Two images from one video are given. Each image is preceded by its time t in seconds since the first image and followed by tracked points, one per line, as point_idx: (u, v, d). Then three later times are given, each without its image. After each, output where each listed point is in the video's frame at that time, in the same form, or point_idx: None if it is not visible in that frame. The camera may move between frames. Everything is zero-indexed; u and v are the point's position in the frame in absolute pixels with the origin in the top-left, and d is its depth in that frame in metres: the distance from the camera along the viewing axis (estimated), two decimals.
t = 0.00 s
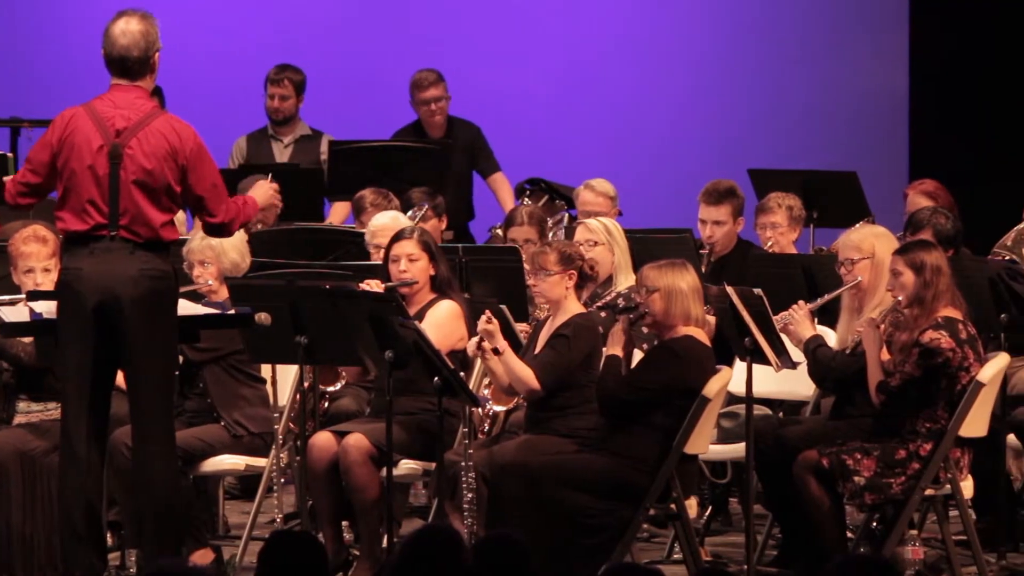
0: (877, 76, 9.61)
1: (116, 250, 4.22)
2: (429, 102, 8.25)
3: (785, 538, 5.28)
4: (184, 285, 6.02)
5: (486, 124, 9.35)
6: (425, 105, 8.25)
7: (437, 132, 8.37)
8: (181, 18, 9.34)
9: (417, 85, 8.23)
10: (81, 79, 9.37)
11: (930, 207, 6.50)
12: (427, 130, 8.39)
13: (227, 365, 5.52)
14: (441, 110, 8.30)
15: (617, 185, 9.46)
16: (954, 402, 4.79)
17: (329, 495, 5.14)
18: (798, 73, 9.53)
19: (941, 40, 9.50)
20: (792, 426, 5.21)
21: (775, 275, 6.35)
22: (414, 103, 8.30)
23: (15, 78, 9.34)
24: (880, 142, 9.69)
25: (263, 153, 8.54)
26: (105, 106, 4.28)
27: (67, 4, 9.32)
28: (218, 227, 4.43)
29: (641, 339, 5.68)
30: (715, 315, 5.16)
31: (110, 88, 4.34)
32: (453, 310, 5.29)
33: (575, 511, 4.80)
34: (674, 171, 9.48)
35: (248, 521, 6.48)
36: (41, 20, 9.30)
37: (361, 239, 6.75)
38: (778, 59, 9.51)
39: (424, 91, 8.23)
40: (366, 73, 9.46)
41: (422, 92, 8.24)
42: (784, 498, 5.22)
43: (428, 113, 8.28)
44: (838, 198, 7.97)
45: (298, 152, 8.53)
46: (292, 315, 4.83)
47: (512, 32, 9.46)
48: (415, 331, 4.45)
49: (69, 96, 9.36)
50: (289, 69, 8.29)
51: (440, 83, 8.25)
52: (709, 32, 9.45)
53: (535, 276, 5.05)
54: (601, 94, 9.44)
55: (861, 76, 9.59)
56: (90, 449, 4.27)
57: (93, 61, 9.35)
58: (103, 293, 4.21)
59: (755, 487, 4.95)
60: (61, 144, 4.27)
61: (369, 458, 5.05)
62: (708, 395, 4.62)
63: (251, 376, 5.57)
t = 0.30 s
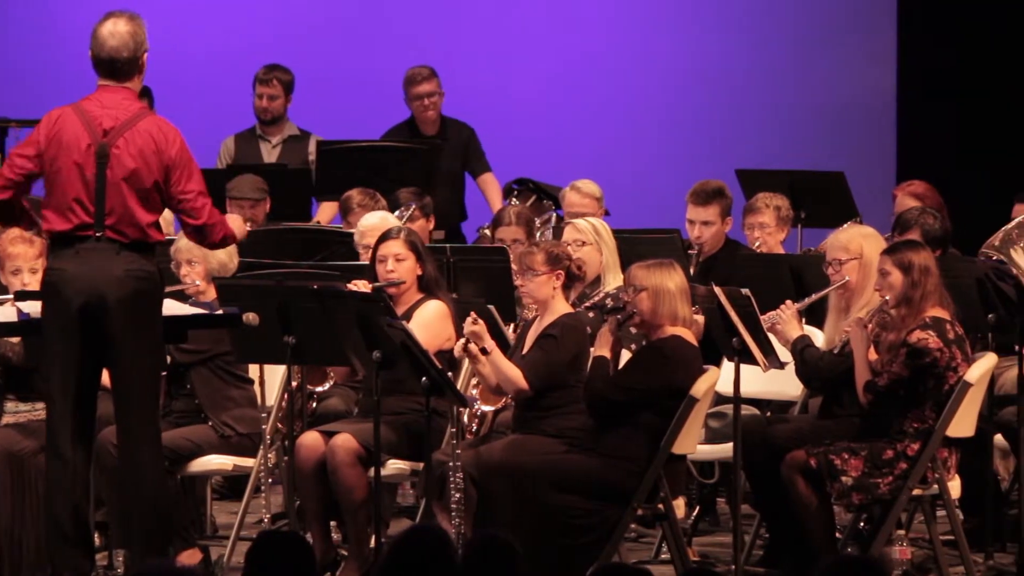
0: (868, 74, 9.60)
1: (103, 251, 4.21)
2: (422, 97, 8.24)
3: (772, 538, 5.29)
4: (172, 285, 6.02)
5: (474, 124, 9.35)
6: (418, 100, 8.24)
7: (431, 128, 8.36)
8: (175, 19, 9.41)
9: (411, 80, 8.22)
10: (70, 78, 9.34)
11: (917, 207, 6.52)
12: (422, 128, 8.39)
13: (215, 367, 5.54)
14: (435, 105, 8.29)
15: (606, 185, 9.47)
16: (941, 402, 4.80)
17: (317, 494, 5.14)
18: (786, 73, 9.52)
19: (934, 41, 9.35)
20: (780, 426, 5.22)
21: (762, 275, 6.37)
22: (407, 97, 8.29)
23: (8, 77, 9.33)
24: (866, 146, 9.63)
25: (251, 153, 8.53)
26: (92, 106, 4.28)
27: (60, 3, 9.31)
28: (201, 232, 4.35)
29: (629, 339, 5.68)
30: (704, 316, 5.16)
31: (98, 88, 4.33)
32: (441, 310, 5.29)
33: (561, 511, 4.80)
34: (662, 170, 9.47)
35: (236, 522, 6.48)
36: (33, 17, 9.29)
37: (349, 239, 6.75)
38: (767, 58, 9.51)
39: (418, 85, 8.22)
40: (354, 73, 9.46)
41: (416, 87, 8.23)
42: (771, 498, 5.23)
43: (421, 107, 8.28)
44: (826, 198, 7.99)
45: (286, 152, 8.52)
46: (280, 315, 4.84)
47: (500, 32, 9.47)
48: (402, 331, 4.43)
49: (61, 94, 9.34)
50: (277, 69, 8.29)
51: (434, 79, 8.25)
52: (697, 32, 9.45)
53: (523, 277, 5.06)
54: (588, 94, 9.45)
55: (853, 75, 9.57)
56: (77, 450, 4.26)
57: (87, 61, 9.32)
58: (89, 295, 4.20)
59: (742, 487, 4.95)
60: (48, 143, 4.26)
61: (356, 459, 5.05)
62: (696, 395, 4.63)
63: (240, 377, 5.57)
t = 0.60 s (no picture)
0: (858, 73, 9.57)
1: (97, 250, 4.25)
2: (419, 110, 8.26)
3: (758, 538, 5.31)
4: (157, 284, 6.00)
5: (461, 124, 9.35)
6: (416, 113, 8.26)
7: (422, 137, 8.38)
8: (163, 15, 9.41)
9: (409, 91, 8.23)
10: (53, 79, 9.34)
11: (903, 207, 6.54)
12: (412, 133, 8.40)
13: (203, 367, 5.51)
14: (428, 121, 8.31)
15: (593, 185, 9.48)
16: (928, 402, 4.82)
17: (304, 494, 5.14)
18: (772, 73, 9.50)
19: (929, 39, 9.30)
20: (766, 426, 5.22)
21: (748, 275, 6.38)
22: (403, 106, 8.29)
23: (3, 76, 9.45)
24: (855, 146, 9.60)
25: (237, 153, 8.52)
26: (64, 106, 4.29)
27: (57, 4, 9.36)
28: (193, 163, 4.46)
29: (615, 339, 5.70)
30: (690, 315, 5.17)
31: (59, 85, 4.33)
32: (426, 310, 5.30)
33: (547, 510, 4.81)
34: (648, 170, 9.46)
35: (222, 522, 6.47)
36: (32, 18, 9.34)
37: (335, 240, 6.75)
38: (755, 58, 9.48)
39: (416, 98, 8.24)
40: (341, 73, 9.45)
41: (413, 98, 8.24)
42: (757, 498, 5.25)
43: (416, 120, 8.30)
44: (813, 198, 8.00)
45: (273, 152, 8.51)
46: (266, 315, 4.83)
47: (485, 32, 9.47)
48: (389, 331, 4.42)
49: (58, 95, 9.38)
50: (261, 68, 8.29)
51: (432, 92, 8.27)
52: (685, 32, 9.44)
53: (507, 278, 5.06)
54: (574, 94, 9.45)
55: (844, 74, 9.54)
56: (69, 451, 4.27)
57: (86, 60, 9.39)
58: (87, 293, 4.22)
59: (728, 487, 4.95)
60: (28, 148, 4.27)
61: (343, 459, 5.05)
62: (681, 396, 4.64)
63: (227, 377, 5.57)
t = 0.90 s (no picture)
0: (846, 75, 9.59)
1: (84, 250, 4.37)
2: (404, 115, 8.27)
3: (743, 537, 5.32)
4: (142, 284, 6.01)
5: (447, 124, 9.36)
6: (400, 117, 8.27)
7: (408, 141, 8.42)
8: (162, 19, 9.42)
9: (395, 96, 8.23)
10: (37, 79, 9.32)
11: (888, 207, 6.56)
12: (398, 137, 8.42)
13: (188, 366, 5.49)
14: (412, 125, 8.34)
15: (579, 186, 9.48)
16: (913, 402, 4.82)
17: (290, 495, 5.13)
18: (757, 73, 9.52)
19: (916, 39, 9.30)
20: (752, 427, 5.24)
21: (733, 275, 6.40)
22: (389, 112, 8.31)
23: None
24: (840, 145, 9.60)
25: (223, 153, 8.52)
26: (32, 111, 4.40)
27: (58, 6, 9.40)
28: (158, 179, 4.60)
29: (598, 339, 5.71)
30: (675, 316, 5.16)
31: (20, 92, 4.44)
32: (411, 309, 5.30)
33: (531, 511, 4.81)
34: (634, 170, 9.47)
35: (208, 522, 6.47)
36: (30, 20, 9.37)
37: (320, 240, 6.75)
38: (742, 59, 9.50)
39: (401, 103, 8.24)
40: (327, 72, 9.44)
41: (399, 103, 8.25)
42: (742, 497, 5.26)
43: (401, 125, 8.31)
44: (798, 199, 8.02)
45: (259, 152, 8.51)
46: (251, 315, 4.82)
47: (471, 33, 9.47)
48: (375, 331, 4.45)
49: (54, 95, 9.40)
50: (247, 69, 8.25)
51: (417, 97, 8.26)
52: (671, 33, 9.47)
53: (491, 280, 5.05)
54: (559, 95, 9.45)
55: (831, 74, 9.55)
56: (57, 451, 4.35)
57: (86, 62, 9.41)
58: (77, 295, 4.34)
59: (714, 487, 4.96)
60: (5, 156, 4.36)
61: (329, 459, 5.05)
62: (669, 395, 4.66)
63: (212, 377, 5.54)
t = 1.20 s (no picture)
0: (832, 74, 9.60)
1: (57, 252, 4.44)
2: (389, 101, 8.28)
3: (728, 537, 5.33)
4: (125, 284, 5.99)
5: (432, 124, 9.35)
6: (386, 105, 8.28)
7: (395, 133, 8.40)
8: (158, 22, 9.34)
9: (380, 84, 8.25)
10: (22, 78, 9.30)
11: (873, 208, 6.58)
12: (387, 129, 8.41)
13: (173, 367, 5.50)
14: (401, 113, 8.33)
15: (565, 186, 9.49)
16: (898, 402, 4.84)
17: (275, 495, 5.13)
18: (743, 73, 9.52)
19: (904, 40, 9.31)
20: (738, 426, 5.23)
21: (720, 275, 6.40)
22: (375, 99, 8.32)
23: None
24: (823, 147, 9.64)
25: (207, 153, 8.50)
26: (5, 114, 4.48)
27: (52, 6, 9.26)
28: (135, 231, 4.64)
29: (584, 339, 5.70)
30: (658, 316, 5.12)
31: None
32: (396, 309, 5.30)
33: (517, 511, 4.81)
34: (619, 171, 9.48)
35: (192, 522, 6.46)
36: (24, 20, 9.23)
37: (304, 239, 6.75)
38: (729, 59, 9.51)
39: (387, 90, 8.25)
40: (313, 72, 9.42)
41: (385, 90, 8.26)
42: (727, 497, 5.28)
43: (386, 111, 8.31)
44: (782, 199, 8.04)
45: (243, 152, 8.49)
46: (236, 316, 4.81)
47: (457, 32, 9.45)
48: (360, 331, 4.45)
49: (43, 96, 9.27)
50: (232, 68, 8.26)
51: (404, 84, 8.28)
52: (658, 33, 9.46)
53: (476, 280, 5.05)
54: (546, 94, 9.45)
55: (818, 75, 9.56)
56: (36, 453, 4.43)
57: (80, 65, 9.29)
58: (50, 296, 4.41)
59: (700, 488, 4.95)
60: None
61: (313, 459, 5.04)
62: (653, 395, 4.68)
63: (197, 377, 5.55)
